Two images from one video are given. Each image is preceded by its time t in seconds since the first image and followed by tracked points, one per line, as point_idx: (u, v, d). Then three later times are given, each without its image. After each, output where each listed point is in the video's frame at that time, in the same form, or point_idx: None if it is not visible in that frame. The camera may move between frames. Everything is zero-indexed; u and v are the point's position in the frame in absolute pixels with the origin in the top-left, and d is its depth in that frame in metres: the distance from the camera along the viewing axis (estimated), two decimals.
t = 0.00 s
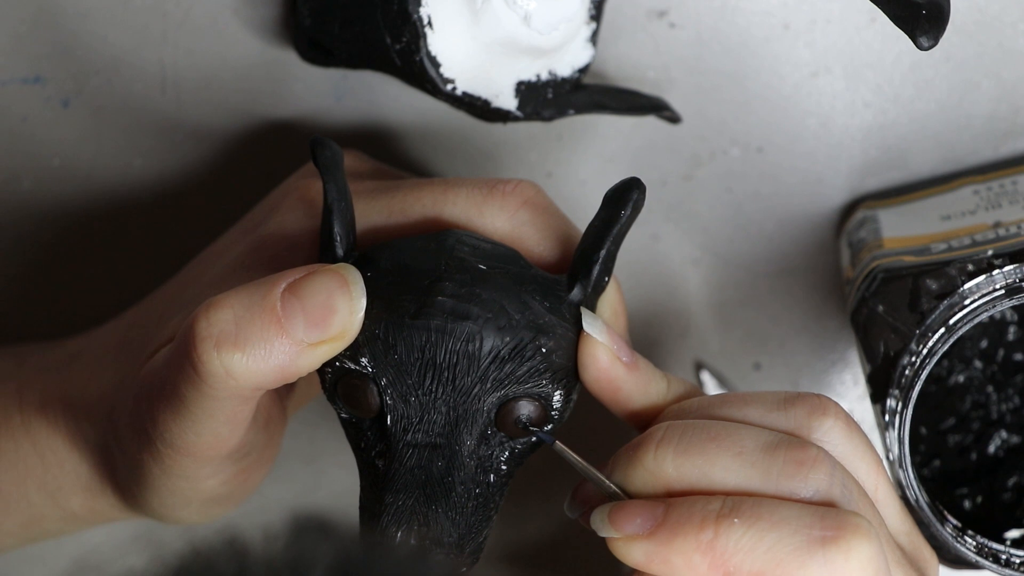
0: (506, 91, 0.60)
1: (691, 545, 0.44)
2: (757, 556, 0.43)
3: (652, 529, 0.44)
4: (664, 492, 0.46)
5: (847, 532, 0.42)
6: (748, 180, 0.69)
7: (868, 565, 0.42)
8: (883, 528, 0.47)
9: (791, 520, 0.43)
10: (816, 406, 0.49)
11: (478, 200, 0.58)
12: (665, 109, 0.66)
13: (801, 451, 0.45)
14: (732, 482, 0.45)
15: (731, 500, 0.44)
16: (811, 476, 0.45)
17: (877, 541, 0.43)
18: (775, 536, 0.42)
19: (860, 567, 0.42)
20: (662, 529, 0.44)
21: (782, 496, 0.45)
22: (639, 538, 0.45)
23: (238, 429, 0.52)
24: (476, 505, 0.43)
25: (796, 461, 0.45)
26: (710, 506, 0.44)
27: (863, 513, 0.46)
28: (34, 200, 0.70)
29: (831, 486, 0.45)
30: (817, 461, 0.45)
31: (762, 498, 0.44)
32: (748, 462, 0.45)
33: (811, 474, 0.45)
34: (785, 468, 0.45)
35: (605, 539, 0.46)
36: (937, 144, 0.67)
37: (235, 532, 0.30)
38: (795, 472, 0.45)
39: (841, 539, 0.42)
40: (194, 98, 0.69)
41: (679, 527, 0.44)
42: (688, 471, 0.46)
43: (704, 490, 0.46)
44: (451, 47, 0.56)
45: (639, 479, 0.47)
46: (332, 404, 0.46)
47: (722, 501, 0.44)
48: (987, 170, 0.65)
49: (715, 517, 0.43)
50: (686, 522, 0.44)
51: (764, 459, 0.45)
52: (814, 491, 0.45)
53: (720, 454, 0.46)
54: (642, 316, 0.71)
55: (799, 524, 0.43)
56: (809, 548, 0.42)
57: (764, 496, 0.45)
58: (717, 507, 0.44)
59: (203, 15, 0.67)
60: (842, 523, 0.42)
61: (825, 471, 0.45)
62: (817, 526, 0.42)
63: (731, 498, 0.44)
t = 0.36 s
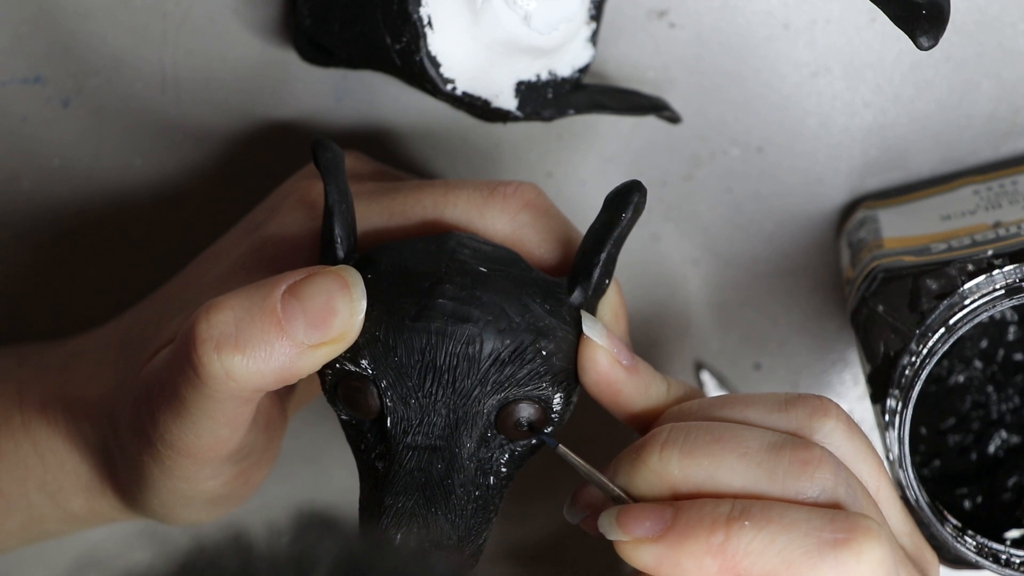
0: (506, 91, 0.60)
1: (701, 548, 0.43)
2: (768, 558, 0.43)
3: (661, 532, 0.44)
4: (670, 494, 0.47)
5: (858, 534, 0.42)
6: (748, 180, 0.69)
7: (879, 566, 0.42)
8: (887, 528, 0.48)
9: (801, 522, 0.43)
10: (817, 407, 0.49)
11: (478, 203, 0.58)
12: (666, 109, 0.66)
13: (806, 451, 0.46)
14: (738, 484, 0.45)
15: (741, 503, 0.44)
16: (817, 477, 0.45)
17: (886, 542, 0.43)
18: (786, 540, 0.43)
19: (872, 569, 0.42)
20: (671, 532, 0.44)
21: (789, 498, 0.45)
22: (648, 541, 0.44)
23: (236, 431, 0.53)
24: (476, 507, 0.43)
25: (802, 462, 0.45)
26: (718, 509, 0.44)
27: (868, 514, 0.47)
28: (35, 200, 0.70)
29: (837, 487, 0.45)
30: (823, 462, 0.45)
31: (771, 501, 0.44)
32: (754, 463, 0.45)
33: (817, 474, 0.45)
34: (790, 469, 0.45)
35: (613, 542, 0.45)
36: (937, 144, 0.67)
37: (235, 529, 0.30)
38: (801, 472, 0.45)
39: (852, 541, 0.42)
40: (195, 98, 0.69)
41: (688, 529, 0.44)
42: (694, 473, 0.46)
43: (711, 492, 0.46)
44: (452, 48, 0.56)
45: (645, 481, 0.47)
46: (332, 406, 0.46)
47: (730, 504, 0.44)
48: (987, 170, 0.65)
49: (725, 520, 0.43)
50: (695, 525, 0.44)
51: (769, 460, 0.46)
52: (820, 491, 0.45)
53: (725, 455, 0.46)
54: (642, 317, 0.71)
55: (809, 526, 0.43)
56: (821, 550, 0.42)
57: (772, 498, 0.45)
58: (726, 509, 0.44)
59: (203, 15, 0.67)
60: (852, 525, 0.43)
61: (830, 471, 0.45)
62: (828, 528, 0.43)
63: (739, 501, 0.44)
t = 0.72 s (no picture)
0: (506, 91, 0.60)
1: (719, 555, 0.44)
2: (788, 564, 0.43)
3: (678, 539, 0.45)
4: (683, 499, 0.47)
5: (876, 540, 0.44)
6: (747, 180, 0.69)
7: (896, 570, 0.44)
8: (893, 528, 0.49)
9: (820, 529, 0.44)
10: (823, 405, 0.50)
11: (476, 196, 0.58)
12: (666, 109, 0.66)
13: (818, 453, 0.46)
14: (752, 488, 0.46)
15: (759, 510, 0.44)
16: (830, 479, 0.46)
17: (901, 546, 0.45)
18: (806, 547, 0.43)
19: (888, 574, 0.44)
20: (689, 540, 0.45)
21: (803, 501, 0.45)
22: (666, 549, 0.45)
23: (222, 415, 0.53)
24: (454, 500, 0.44)
25: (814, 464, 0.46)
26: (735, 515, 0.44)
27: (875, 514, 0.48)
28: (34, 200, 0.70)
29: (849, 489, 0.46)
30: (834, 464, 0.46)
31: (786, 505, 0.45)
32: (767, 467, 0.46)
33: (829, 476, 0.46)
34: (804, 472, 0.46)
35: (630, 551, 0.46)
36: (937, 144, 0.67)
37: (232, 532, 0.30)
38: (814, 475, 0.46)
39: (871, 548, 0.43)
40: (195, 98, 0.69)
41: (706, 537, 0.44)
42: (707, 477, 0.46)
43: (725, 497, 0.46)
44: (452, 48, 0.56)
45: (656, 485, 0.47)
46: (316, 391, 0.46)
47: (748, 511, 0.44)
48: (987, 171, 0.65)
49: (744, 527, 0.44)
50: (713, 533, 0.44)
51: (781, 463, 0.46)
52: (834, 494, 0.46)
53: (738, 459, 0.46)
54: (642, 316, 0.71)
55: (827, 532, 0.44)
56: (840, 557, 0.43)
57: (786, 503, 0.45)
58: (744, 516, 0.44)
59: (203, 15, 0.67)
60: (869, 531, 0.44)
61: (841, 473, 0.46)
62: (846, 534, 0.44)
63: (756, 507, 0.45)
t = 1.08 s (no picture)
0: (506, 91, 0.59)
1: None
2: None
3: (631, 564, 0.45)
4: (638, 522, 0.47)
5: (831, 559, 0.43)
6: (747, 180, 0.69)
7: None
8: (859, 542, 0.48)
9: (772, 549, 0.44)
10: (790, 416, 0.49)
11: (463, 198, 0.57)
12: (665, 110, 0.67)
13: (772, 469, 0.46)
14: (706, 508, 0.46)
15: (710, 531, 0.44)
16: (784, 496, 0.45)
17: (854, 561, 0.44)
18: (758, 568, 0.43)
19: None
20: (641, 564, 0.45)
21: (757, 519, 0.45)
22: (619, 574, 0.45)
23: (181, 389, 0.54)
24: (398, 507, 0.42)
25: (768, 481, 0.45)
26: (686, 538, 0.44)
27: (836, 528, 0.47)
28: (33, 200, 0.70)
29: (804, 505, 0.46)
30: (789, 480, 0.45)
31: (739, 525, 0.45)
32: (721, 486, 0.46)
33: (784, 493, 0.45)
34: (758, 489, 0.45)
35: None
36: (936, 144, 0.66)
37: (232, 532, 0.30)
38: (768, 493, 0.45)
39: (824, 565, 0.43)
40: (194, 97, 0.69)
41: (658, 562, 0.44)
42: (661, 499, 0.46)
43: (679, 518, 0.46)
44: (451, 48, 0.56)
45: (611, 508, 0.47)
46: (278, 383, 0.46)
47: (699, 532, 0.44)
48: (987, 171, 0.65)
49: (695, 550, 0.44)
50: (665, 558, 0.44)
51: (736, 480, 0.46)
52: (788, 511, 0.45)
53: (692, 479, 0.46)
54: (643, 316, 0.71)
55: (779, 552, 0.44)
56: None
57: (740, 522, 0.45)
58: (695, 538, 0.44)
59: (203, 15, 0.67)
60: (823, 549, 0.44)
61: (797, 489, 0.45)
62: (798, 553, 0.43)
63: (708, 528, 0.45)
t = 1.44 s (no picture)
0: (506, 91, 0.59)
1: None
2: None
3: None
4: (576, 552, 0.48)
5: None
6: (747, 180, 0.69)
7: None
8: None
9: None
10: (753, 454, 0.48)
11: (451, 209, 0.57)
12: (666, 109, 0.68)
13: (712, 514, 0.46)
14: (641, 544, 0.46)
15: (637, 567, 0.46)
16: (720, 541, 0.46)
17: None
18: None
19: None
20: None
21: (690, 560, 0.46)
22: None
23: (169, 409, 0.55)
24: (392, 530, 0.43)
25: (704, 525, 0.46)
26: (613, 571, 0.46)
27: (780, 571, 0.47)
28: (32, 200, 0.70)
29: (742, 550, 0.46)
30: (727, 525, 0.46)
31: (670, 566, 0.45)
32: (658, 525, 0.46)
33: (719, 538, 0.46)
34: (694, 532, 0.46)
35: None
36: (937, 144, 0.66)
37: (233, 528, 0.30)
38: (704, 536, 0.46)
39: None
40: (192, 98, 0.69)
41: None
42: (598, 532, 0.47)
43: (614, 551, 0.47)
44: (451, 48, 0.56)
45: (553, 537, 0.48)
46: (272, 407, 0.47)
47: (625, 567, 0.46)
48: (987, 171, 0.65)
49: None
50: None
51: (674, 521, 0.46)
52: (723, 555, 0.46)
53: (630, 516, 0.47)
54: (642, 317, 0.70)
55: None
56: None
57: (673, 562, 0.46)
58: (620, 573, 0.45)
59: (204, 16, 0.67)
60: None
61: (734, 534, 0.46)
62: None
63: (636, 563, 0.46)
